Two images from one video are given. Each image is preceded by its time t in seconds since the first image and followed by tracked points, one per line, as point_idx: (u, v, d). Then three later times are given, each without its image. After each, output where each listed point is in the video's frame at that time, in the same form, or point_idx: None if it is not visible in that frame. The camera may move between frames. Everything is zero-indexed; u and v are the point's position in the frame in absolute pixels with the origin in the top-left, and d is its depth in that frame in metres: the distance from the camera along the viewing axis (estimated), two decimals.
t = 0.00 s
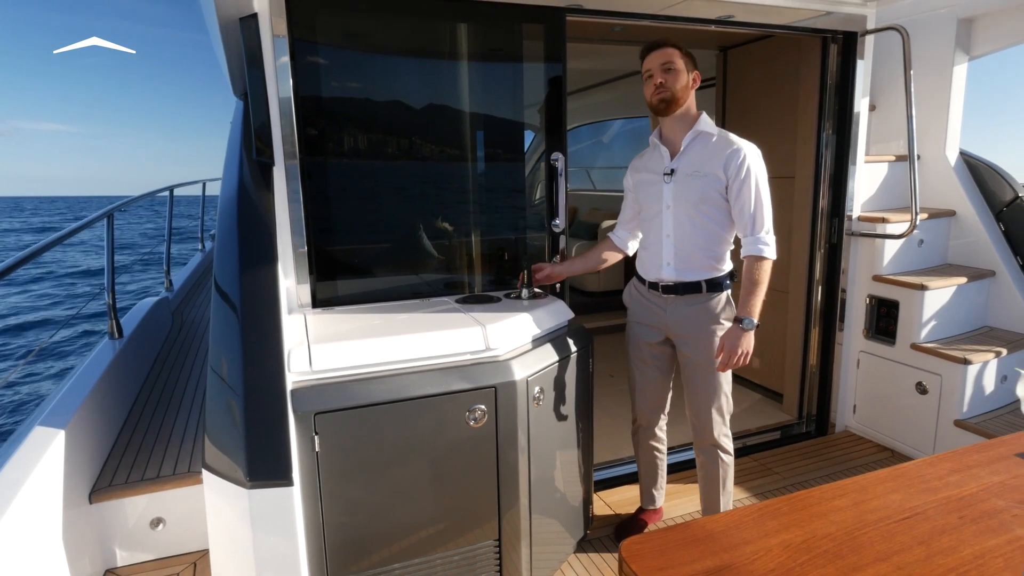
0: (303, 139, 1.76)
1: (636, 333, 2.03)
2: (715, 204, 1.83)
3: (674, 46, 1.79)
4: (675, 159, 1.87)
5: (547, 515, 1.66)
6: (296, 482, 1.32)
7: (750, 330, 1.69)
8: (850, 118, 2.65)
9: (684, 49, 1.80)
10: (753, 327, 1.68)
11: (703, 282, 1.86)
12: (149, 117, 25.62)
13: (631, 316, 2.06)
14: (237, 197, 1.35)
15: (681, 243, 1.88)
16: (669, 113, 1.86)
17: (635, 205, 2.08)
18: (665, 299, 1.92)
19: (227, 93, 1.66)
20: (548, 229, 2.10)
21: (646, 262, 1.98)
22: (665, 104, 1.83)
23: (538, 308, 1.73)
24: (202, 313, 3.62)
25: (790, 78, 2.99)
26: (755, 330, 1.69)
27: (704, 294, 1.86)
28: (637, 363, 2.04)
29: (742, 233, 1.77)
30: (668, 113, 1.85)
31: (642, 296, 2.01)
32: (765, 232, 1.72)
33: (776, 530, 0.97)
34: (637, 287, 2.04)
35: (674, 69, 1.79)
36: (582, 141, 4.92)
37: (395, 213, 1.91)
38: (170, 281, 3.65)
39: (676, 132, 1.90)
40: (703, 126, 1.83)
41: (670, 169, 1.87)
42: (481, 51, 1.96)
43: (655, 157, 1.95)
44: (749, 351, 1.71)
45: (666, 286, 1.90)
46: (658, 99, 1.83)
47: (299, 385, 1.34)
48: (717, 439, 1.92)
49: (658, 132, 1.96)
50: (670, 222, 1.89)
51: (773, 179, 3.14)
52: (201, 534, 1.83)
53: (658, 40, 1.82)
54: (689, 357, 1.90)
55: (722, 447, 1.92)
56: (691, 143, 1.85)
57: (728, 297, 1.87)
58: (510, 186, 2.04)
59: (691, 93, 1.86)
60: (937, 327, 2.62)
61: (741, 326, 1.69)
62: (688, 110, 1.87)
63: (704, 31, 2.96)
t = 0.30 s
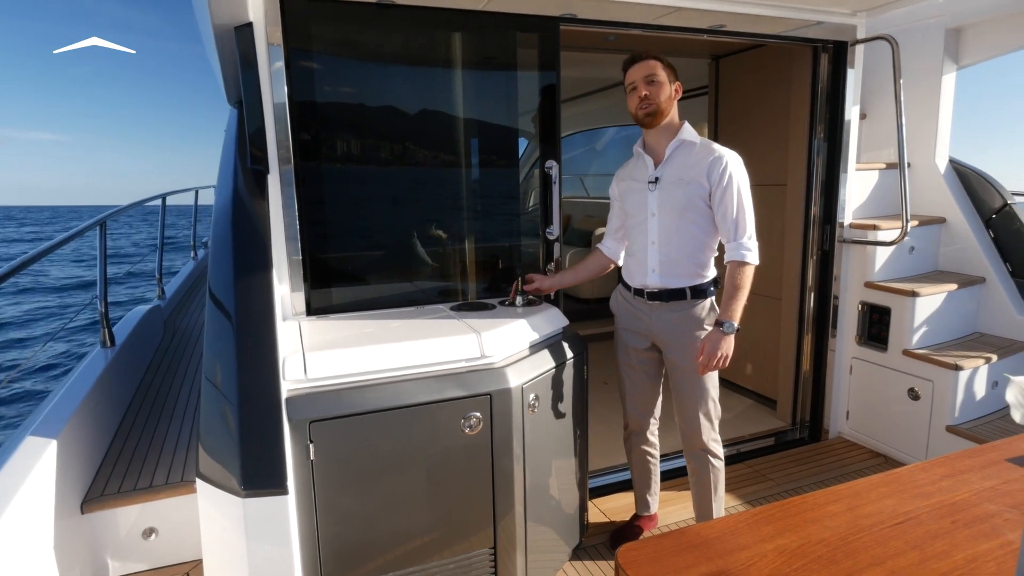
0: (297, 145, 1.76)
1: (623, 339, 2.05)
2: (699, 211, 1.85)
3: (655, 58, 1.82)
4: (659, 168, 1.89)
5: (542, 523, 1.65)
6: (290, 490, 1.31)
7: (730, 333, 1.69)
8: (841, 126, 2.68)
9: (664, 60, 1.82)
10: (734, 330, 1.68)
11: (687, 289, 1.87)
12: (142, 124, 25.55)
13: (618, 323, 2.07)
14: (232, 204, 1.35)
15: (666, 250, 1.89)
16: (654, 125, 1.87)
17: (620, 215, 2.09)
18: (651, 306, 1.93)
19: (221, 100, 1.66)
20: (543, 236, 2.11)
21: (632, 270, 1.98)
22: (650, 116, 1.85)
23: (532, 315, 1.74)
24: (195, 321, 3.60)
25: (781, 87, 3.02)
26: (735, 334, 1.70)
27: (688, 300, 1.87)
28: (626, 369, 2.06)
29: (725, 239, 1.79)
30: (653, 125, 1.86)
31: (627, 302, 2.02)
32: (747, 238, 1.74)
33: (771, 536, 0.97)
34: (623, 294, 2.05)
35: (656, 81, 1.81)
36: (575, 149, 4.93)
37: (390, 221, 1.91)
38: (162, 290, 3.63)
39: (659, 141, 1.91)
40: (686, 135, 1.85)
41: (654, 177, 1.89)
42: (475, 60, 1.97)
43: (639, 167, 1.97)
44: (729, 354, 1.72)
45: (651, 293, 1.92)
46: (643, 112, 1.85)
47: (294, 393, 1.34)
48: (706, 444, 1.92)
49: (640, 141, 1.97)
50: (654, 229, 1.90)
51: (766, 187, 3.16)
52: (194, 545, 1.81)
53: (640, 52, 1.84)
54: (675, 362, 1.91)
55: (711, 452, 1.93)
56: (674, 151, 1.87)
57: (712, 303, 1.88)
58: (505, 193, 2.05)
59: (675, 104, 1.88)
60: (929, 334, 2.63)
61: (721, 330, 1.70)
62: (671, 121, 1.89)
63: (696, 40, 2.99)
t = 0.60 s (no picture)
0: (292, 155, 1.77)
1: (615, 348, 2.06)
2: (686, 222, 1.86)
3: (631, 76, 1.82)
4: (648, 179, 1.91)
5: (537, 533, 1.65)
6: (285, 501, 1.29)
7: (694, 335, 1.66)
8: (831, 137, 2.71)
9: (640, 79, 1.81)
10: (700, 332, 1.65)
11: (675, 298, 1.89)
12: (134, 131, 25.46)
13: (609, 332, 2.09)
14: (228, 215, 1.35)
15: (653, 260, 1.91)
16: (637, 143, 1.91)
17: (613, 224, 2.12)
18: (640, 315, 1.95)
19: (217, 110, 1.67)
20: (537, 245, 2.12)
21: (622, 279, 2.01)
22: (630, 136, 1.89)
23: (527, 325, 1.74)
24: (187, 330, 3.58)
25: (772, 98, 3.05)
26: (699, 337, 1.67)
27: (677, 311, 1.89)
28: (618, 378, 2.07)
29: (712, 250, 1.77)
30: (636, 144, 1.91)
31: (617, 310, 2.04)
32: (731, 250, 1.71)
33: (767, 544, 0.98)
34: (614, 303, 2.06)
35: (632, 103, 1.83)
36: (568, 158, 4.96)
37: (385, 230, 1.91)
38: (153, 299, 3.61)
39: (648, 154, 1.93)
40: (675, 147, 1.86)
41: (643, 189, 1.91)
42: (470, 70, 1.98)
43: (630, 178, 1.99)
44: (687, 354, 1.68)
45: (639, 303, 1.93)
46: (623, 133, 1.89)
47: (289, 403, 1.34)
48: (699, 453, 1.93)
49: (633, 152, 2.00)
50: (642, 239, 1.93)
51: (757, 197, 3.19)
52: (185, 558, 1.79)
53: (621, 69, 1.85)
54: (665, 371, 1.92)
55: (704, 461, 1.93)
56: (663, 163, 1.89)
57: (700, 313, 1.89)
58: (499, 203, 2.06)
59: (658, 117, 1.88)
60: (919, 343, 2.66)
61: (686, 331, 1.68)
62: (658, 133, 1.90)
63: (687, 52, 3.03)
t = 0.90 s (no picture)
0: (286, 166, 1.77)
1: (606, 357, 2.08)
2: (672, 238, 1.87)
3: (617, 97, 1.86)
4: (639, 193, 1.94)
5: (530, 545, 1.64)
6: (276, 513, 1.28)
7: (626, 321, 1.73)
8: (821, 150, 2.74)
9: (627, 99, 1.85)
10: (633, 323, 1.74)
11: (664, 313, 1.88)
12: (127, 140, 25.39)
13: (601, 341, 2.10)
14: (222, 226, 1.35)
15: (641, 272, 1.93)
16: (629, 160, 1.95)
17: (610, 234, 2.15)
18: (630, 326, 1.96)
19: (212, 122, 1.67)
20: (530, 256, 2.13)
21: (612, 289, 2.05)
22: (620, 155, 1.94)
23: (520, 337, 1.75)
24: (179, 340, 3.56)
25: (763, 111, 3.09)
26: (626, 322, 1.74)
27: (665, 322, 1.89)
28: (610, 387, 2.08)
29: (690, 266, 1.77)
30: (628, 162, 1.95)
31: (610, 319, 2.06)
32: (703, 266, 1.71)
33: (759, 557, 0.98)
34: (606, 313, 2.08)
35: (617, 124, 1.88)
36: (561, 169, 4.99)
37: (379, 241, 1.92)
38: (145, 309, 3.58)
39: (642, 168, 1.95)
40: (665, 162, 1.88)
41: (634, 202, 1.94)
42: (464, 83, 2.00)
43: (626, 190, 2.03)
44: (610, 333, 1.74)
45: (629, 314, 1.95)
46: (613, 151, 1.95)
47: (281, 415, 1.33)
48: (690, 464, 1.93)
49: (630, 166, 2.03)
50: (631, 251, 1.95)
51: (749, 209, 3.22)
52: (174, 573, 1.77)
53: (611, 87, 1.89)
54: (655, 382, 1.93)
55: (695, 471, 1.93)
56: (654, 177, 1.91)
57: (689, 325, 1.89)
58: (493, 214, 2.07)
59: (647, 136, 1.90)
60: (910, 354, 2.68)
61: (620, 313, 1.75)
62: (649, 151, 1.92)
63: (679, 66, 3.06)
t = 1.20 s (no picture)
0: (277, 178, 1.77)
1: (596, 367, 2.09)
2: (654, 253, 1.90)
3: (624, 107, 1.86)
4: (628, 206, 1.96)
5: (520, 558, 1.63)
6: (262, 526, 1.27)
7: (564, 312, 1.82)
8: (809, 163, 2.77)
9: (633, 111, 1.85)
10: (570, 317, 1.83)
11: (650, 323, 1.90)
12: (118, 150, 25.29)
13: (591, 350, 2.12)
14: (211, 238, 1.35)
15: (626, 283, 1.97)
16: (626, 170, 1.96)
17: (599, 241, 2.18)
18: (618, 337, 1.97)
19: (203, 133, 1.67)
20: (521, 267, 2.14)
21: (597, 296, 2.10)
22: (618, 164, 1.95)
23: (511, 348, 1.75)
24: (168, 351, 3.53)
25: (752, 124, 3.12)
26: (565, 315, 1.83)
27: (652, 333, 1.90)
28: (600, 397, 2.08)
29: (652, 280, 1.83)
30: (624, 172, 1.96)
31: (599, 329, 2.08)
32: (657, 282, 1.78)
33: (748, 569, 0.98)
34: (596, 323, 2.09)
35: (621, 134, 1.88)
36: (554, 180, 5.00)
37: (370, 252, 1.92)
38: (134, 319, 3.55)
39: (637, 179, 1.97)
40: (657, 178, 1.90)
41: (622, 215, 1.96)
42: (455, 95, 2.01)
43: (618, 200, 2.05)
44: (545, 318, 1.83)
45: (615, 325, 1.96)
46: (613, 159, 1.95)
47: (269, 427, 1.33)
48: (679, 474, 1.93)
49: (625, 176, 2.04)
50: (617, 263, 1.98)
51: (739, 221, 3.24)
52: None
53: (619, 96, 1.87)
54: (643, 393, 1.94)
55: (685, 483, 1.93)
56: (644, 192, 1.93)
57: (677, 337, 1.91)
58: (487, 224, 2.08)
59: (648, 149, 1.91)
60: (898, 364, 2.69)
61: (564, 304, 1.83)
62: (646, 164, 1.94)
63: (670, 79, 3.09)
